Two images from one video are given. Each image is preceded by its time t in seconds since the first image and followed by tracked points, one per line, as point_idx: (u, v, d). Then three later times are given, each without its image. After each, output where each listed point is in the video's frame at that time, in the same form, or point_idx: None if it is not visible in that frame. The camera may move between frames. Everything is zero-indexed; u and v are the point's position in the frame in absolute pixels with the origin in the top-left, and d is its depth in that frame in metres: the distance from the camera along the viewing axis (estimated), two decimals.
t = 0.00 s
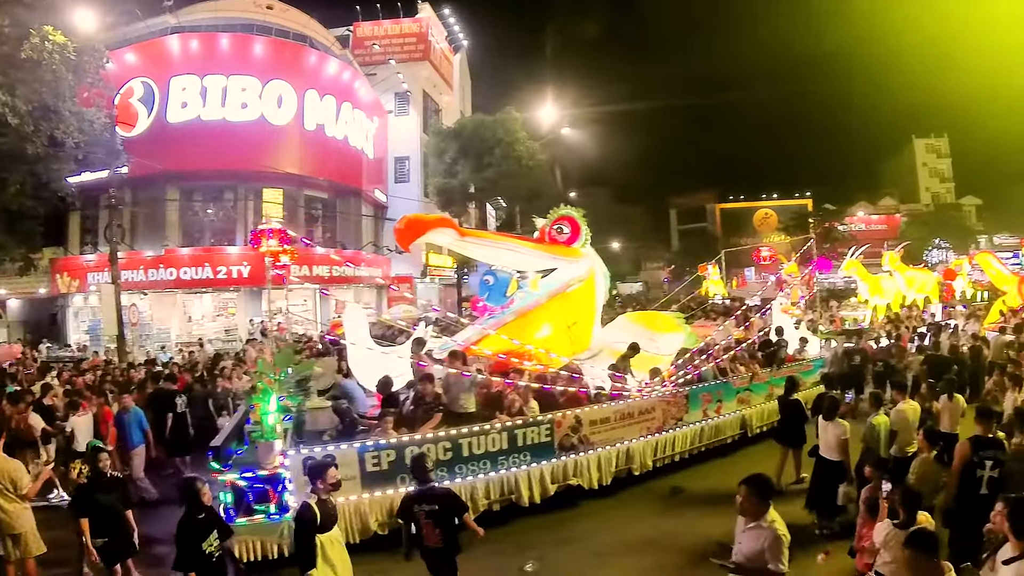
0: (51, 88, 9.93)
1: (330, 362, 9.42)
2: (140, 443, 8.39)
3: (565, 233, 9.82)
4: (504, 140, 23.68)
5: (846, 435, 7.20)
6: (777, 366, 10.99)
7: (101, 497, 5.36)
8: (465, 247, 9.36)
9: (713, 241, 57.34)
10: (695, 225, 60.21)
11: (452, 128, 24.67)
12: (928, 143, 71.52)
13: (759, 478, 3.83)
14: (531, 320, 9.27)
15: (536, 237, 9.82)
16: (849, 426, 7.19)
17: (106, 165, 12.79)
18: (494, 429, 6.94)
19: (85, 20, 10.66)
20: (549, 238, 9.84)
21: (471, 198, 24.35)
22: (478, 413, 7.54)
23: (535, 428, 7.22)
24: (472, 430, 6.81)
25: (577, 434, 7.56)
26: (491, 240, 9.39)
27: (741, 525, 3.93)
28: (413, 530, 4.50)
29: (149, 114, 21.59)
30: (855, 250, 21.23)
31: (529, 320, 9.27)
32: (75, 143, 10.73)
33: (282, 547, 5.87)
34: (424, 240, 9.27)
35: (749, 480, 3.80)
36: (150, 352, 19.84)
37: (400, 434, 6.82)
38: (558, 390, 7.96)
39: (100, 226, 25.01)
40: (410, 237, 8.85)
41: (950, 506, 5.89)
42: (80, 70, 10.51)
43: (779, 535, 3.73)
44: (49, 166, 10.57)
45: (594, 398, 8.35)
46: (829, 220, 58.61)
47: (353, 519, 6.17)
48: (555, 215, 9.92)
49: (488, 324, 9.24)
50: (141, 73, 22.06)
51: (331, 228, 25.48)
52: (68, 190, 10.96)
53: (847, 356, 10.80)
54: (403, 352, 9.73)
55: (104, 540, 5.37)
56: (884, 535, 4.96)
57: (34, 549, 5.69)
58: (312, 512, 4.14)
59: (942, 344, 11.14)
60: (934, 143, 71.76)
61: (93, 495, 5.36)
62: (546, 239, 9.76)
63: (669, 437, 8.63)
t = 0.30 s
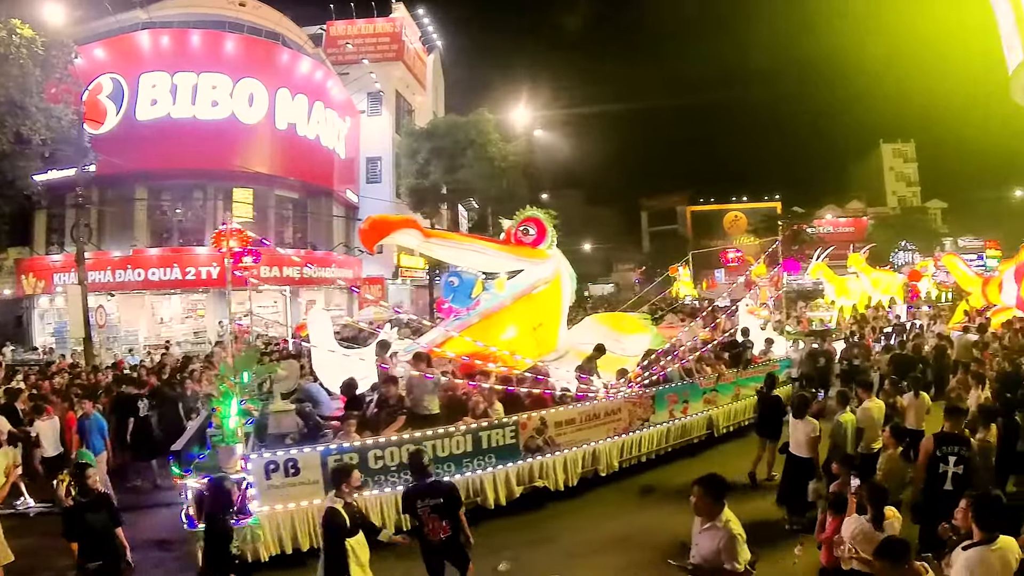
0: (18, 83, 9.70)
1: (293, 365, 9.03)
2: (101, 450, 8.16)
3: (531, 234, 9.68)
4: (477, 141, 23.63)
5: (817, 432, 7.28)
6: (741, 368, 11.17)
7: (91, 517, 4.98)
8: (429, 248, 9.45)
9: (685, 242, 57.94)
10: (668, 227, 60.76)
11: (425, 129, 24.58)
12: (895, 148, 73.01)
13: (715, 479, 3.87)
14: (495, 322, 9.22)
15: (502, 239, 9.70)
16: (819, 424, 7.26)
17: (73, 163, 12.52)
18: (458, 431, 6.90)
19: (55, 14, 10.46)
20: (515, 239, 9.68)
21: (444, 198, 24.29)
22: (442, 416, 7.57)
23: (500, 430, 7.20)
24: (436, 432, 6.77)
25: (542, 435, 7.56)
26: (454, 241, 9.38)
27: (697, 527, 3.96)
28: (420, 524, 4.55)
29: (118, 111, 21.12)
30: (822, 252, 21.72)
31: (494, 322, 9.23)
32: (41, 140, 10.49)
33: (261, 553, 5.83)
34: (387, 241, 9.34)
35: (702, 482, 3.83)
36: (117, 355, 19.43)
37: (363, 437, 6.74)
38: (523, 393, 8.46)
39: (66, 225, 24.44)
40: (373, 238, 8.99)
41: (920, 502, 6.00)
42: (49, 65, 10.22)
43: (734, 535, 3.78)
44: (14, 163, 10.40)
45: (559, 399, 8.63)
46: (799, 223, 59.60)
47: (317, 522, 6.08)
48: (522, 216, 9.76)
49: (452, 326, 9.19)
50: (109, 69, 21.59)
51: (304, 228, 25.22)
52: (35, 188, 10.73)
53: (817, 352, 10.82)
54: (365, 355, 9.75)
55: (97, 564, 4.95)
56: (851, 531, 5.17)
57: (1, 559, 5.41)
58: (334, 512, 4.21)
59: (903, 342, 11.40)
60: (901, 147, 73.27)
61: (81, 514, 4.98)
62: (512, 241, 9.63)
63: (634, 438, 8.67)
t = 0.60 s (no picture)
0: None
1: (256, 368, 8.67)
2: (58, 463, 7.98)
3: (497, 237, 10.06)
4: (450, 141, 23.38)
5: (784, 430, 7.34)
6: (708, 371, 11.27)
7: (85, 536, 4.59)
8: (394, 250, 9.77)
9: (658, 245, 58.41)
10: (641, 229, 61.20)
11: (399, 129, 24.40)
12: (864, 153, 74.28)
13: (672, 491, 4.00)
14: (462, 325, 9.59)
15: (468, 241, 10.08)
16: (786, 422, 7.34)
17: (41, 161, 12.26)
18: (422, 436, 6.80)
19: (24, 9, 10.23)
20: (482, 241, 10.06)
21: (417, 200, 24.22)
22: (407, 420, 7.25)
23: (465, 434, 7.16)
24: (401, 437, 6.65)
25: (508, 439, 7.53)
26: (418, 243, 9.72)
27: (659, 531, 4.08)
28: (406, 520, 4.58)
29: (87, 108, 20.67)
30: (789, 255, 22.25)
31: (461, 325, 9.60)
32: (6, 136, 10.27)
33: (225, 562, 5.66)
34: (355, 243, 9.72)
35: (663, 489, 3.95)
36: (83, 358, 19.01)
37: (325, 442, 6.65)
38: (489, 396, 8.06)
39: (32, 226, 23.86)
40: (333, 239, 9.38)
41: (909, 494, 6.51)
42: (17, 61, 9.99)
43: (695, 540, 3.87)
44: None
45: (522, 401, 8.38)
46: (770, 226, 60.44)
47: (279, 530, 5.97)
48: (488, 219, 10.12)
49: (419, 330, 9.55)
50: (78, 66, 21.12)
51: (275, 229, 24.95)
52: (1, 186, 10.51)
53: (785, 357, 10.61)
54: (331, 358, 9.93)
55: None
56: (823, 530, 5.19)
57: None
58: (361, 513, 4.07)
59: (867, 342, 11.62)
60: (870, 153, 74.50)
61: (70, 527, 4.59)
62: (478, 243, 10.00)
63: (601, 441, 8.66)
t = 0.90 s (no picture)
0: None
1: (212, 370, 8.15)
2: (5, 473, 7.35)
3: (457, 237, 10.03)
4: (416, 141, 23.22)
5: (736, 428, 7.63)
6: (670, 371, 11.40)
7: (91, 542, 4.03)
8: (351, 249, 9.67)
9: (624, 246, 58.88)
10: (608, 230, 61.63)
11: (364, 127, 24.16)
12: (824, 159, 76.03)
13: (631, 495, 4.09)
14: (420, 326, 9.53)
15: (428, 241, 10.02)
16: (738, 420, 7.63)
17: None
18: (380, 438, 6.73)
19: None
20: (442, 241, 10.02)
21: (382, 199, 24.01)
22: (364, 423, 7.17)
23: (423, 437, 7.07)
24: (358, 440, 6.61)
25: (468, 441, 7.48)
26: (378, 243, 9.68)
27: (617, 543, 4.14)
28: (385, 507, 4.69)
29: (47, 101, 20.06)
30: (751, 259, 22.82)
31: (419, 326, 9.55)
32: None
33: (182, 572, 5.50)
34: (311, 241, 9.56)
35: (620, 498, 4.01)
36: (39, 360, 18.44)
37: (280, 446, 6.51)
38: (448, 398, 8.05)
39: None
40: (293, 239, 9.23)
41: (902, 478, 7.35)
42: None
43: (654, 552, 3.91)
44: None
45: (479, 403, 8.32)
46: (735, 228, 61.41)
47: (233, 536, 5.85)
48: (448, 219, 10.08)
49: (375, 330, 9.42)
50: (38, 56, 20.40)
51: (238, 228, 24.60)
52: None
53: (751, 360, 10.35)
54: (289, 362, 9.97)
55: None
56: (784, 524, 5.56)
57: None
58: (376, 510, 3.97)
59: (826, 342, 11.85)
60: (831, 158, 76.22)
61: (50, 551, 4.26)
62: (438, 243, 9.96)
63: (560, 443, 8.66)
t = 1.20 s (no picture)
0: None
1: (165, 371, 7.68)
2: None
3: (417, 233, 9.99)
4: (383, 136, 23.00)
5: (690, 421, 8.02)
6: (632, 368, 11.48)
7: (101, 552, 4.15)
8: (308, 245, 9.39)
9: (590, 243, 59.32)
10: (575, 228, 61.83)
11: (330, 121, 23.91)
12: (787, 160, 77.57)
13: (594, 503, 4.12)
14: (378, 323, 9.37)
15: (387, 236, 9.94)
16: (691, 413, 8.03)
17: None
18: (336, 438, 6.66)
19: None
20: (401, 237, 9.96)
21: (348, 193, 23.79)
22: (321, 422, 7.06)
23: (381, 436, 6.97)
24: (313, 440, 6.51)
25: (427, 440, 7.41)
26: (335, 237, 9.42)
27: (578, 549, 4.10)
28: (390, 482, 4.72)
29: (4, 89, 19.30)
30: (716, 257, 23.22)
31: (377, 324, 9.39)
32: None
33: None
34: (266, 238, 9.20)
35: (582, 507, 4.04)
36: None
37: (234, 446, 6.45)
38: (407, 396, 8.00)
39: None
40: (247, 234, 8.92)
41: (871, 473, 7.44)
42: None
43: (612, 562, 3.94)
44: None
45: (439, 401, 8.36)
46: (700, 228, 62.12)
47: (187, 539, 5.72)
48: (408, 214, 10.03)
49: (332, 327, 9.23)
50: None
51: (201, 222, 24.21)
52: None
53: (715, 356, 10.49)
54: (243, 361, 9.80)
55: None
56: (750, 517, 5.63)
57: None
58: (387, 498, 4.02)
59: (787, 339, 12.06)
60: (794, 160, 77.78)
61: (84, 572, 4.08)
62: (397, 239, 9.89)
63: (520, 442, 8.66)
